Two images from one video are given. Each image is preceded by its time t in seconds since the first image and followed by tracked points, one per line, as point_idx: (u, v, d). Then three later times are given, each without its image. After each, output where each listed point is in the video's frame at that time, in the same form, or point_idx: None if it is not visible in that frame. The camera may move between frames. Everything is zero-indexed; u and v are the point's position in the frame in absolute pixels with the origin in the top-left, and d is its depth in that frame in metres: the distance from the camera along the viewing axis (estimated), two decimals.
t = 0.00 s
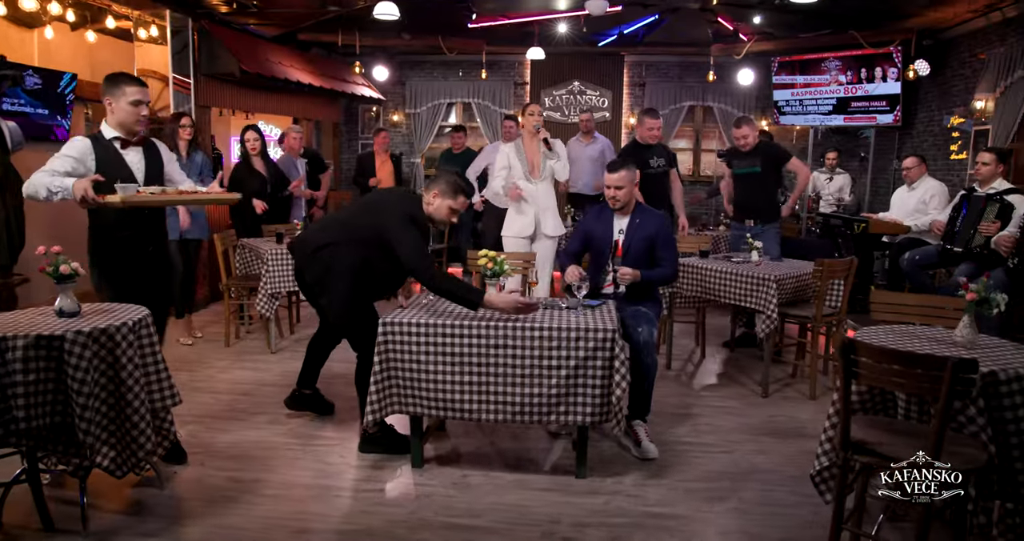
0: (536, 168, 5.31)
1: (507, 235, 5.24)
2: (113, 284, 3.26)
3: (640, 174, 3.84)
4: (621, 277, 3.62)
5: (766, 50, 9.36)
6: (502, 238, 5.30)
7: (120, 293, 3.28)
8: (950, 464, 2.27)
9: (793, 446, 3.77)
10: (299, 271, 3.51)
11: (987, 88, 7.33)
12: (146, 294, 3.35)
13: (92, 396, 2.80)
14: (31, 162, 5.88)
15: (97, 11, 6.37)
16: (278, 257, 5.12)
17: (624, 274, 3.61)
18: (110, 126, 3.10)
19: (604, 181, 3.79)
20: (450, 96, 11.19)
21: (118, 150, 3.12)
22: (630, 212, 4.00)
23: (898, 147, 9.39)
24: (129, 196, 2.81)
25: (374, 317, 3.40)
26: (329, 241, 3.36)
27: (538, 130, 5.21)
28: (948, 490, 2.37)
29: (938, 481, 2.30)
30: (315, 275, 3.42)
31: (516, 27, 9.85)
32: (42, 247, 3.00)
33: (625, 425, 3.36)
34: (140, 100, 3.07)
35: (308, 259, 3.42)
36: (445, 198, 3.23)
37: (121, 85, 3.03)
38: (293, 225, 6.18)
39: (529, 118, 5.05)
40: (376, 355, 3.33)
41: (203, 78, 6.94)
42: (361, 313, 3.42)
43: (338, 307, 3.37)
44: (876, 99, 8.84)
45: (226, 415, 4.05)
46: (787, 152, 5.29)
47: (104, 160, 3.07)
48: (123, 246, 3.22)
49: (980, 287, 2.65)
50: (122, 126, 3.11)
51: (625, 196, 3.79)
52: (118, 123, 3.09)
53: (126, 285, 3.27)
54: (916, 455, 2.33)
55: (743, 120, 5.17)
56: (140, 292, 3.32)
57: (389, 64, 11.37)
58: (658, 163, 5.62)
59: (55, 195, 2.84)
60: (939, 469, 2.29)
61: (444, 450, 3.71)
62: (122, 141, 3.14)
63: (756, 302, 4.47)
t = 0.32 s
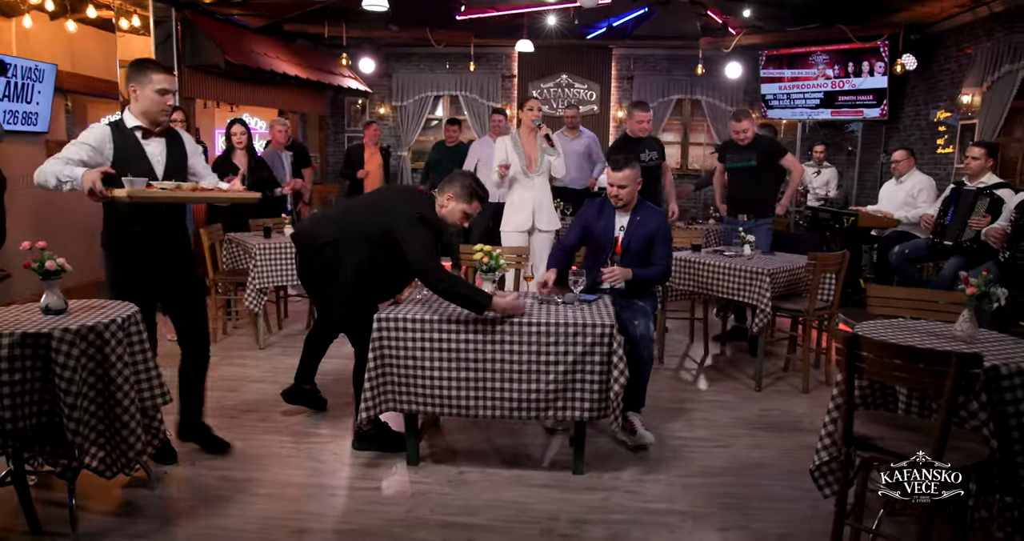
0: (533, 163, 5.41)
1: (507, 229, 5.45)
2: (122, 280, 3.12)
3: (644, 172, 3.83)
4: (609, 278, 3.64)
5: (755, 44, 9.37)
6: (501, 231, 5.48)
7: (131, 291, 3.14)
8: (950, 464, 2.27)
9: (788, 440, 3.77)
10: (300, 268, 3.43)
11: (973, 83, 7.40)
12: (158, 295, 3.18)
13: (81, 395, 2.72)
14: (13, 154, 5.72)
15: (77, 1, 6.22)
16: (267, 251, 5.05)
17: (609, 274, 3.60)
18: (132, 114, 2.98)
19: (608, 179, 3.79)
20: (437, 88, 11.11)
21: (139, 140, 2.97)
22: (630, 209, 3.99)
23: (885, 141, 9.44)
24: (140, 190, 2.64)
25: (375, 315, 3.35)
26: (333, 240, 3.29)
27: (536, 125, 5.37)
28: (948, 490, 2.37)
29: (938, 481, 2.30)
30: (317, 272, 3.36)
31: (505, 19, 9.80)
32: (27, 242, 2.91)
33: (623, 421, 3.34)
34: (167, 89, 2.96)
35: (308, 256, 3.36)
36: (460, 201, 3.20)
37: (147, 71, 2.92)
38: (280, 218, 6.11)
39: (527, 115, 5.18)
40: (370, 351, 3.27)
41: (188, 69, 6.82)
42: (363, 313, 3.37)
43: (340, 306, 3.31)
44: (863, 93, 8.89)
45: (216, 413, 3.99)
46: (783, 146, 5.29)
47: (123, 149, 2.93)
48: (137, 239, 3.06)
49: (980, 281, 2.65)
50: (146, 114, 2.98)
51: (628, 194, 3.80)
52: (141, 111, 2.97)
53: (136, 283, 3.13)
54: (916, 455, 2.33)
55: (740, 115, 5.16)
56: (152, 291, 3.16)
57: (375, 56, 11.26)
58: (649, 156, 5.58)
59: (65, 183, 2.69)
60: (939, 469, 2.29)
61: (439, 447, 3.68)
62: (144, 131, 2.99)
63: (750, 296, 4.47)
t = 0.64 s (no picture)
0: (522, 156, 5.39)
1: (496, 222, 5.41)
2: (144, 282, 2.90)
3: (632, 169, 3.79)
4: (593, 276, 3.60)
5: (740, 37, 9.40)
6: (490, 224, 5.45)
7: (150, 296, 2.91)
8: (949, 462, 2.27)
9: (781, 433, 3.78)
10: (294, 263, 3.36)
11: (957, 78, 7.47)
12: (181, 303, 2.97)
13: (66, 396, 2.64)
14: None
15: None
16: (253, 246, 4.97)
17: (595, 273, 3.58)
18: (162, 106, 2.82)
19: (595, 177, 3.74)
20: (421, 81, 11.01)
21: (166, 132, 2.80)
22: (619, 206, 3.96)
23: (869, 135, 9.51)
24: (151, 187, 2.47)
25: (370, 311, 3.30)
26: (329, 234, 3.22)
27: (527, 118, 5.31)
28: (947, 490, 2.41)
29: (938, 480, 2.36)
30: (312, 267, 3.29)
31: (491, 11, 9.74)
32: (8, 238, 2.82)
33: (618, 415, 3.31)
34: (198, 79, 2.79)
35: (303, 250, 3.29)
36: (458, 197, 3.22)
37: (178, 62, 2.75)
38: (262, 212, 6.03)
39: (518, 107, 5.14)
40: (364, 347, 3.22)
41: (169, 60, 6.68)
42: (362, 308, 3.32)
43: (339, 301, 3.29)
44: (847, 87, 8.95)
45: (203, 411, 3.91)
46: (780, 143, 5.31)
47: (149, 143, 2.76)
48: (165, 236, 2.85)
49: (976, 275, 2.66)
50: (176, 106, 2.82)
51: (616, 192, 3.76)
52: (171, 102, 2.81)
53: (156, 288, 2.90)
54: (915, 456, 2.32)
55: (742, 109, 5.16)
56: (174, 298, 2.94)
57: (359, 48, 11.14)
58: (643, 150, 5.56)
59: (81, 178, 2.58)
60: (938, 468, 2.31)
61: (432, 443, 3.64)
62: (172, 123, 2.81)
63: (740, 290, 4.47)
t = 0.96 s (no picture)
0: (514, 149, 5.33)
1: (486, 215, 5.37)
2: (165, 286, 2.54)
3: (617, 161, 3.76)
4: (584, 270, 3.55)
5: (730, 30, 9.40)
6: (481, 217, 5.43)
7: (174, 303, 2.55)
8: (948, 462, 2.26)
9: (778, 427, 3.78)
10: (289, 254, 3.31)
11: (946, 71, 7.54)
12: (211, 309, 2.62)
13: (56, 395, 2.58)
14: None
15: None
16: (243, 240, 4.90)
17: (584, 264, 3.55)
18: (188, 95, 2.54)
19: (580, 172, 3.71)
20: (410, 73, 10.93)
21: (195, 125, 2.55)
22: (608, 199, 3.94)
23: (858, 127, 9.57)
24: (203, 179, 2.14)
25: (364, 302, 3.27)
26: (322, 225, 3.16)
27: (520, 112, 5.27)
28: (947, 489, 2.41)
29: (938, 480, 2.36)
30: (306, 259, 3.24)
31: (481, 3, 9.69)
32: None
33: (617, 410, 3.29)
34: (232, 71, 2.54)
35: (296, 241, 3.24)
36: (454, 180, 3.13)
37: (217, 49, 2.50)
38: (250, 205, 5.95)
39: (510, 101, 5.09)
40: (359, 342, 3.18)
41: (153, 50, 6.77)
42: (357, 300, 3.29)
43: (335, 294, 3.24)
44: (836, 80, 9.00)
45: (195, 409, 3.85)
46: (781, 141, 5.25)
47: (178, 136, 2.49)
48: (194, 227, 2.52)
49: (978, 269, 2.67)
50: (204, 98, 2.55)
51: (602, 187, 3.75)
52: (199, 93, 2.53)
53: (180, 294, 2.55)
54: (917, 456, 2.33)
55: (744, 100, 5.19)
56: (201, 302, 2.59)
57: (346, 39, 11.04)
58: (651, 142, 5.58)
59: (117, 173, 2.26)
60: (939, 469, 2.34)
61: (429, 439, 3.61)
62: (200, 116, 2.56)
63: (736, 283, 4.48)
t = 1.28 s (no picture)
0: (495, 141, 5.29)
1: (467, 206, 5.38)
2: (168, 293, 2.26)
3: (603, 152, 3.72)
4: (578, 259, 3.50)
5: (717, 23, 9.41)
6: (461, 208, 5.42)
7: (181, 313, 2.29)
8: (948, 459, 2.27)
9: (773, 420, 3.79)
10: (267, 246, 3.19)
11: (932, 64, 7.59)
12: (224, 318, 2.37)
13: (44, 395, 2.50)
14: None
15: None
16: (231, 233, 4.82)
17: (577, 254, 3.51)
18: (201, 87, 2.26)
19: (566, 164, 3.68)
20: (395, 64, 10.86)
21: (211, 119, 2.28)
22: (595, 191, 3.90)
23: (844, 120, 9.63)
24: (318, 175, 1.94)
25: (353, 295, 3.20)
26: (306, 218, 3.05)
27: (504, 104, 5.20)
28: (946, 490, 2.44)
29: (938, 480, 2.44)
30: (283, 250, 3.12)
31: None
32: None
33: (614, 404, 3.28)
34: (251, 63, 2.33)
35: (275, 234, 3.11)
36: (429, 160, 3.06)
37: (241, 38, 2.27)
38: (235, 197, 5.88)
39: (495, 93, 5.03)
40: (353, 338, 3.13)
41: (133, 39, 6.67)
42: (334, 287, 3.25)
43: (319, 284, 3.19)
44: (823, 73, 9.04)
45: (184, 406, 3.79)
46: (769, 134, 5.24)
47: (200, 130, 2.22)
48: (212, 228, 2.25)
49: (977, 262, 2.67)
50: (220, 91, 2.29)
51: (589, 179, 3.71)
52: (216, 87, 2.28)
53: (187, 304, 2.28)
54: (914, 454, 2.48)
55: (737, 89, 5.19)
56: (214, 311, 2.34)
57: (331, 30, 10.94)
58: (655, 136, 5.56)
59: (189, 168, 2.06)
60: (938, 468, 2.45)
61: (425, 435, 3.57)
62: (215, 110, 2.30)
63: (728, 276, 4.48)
